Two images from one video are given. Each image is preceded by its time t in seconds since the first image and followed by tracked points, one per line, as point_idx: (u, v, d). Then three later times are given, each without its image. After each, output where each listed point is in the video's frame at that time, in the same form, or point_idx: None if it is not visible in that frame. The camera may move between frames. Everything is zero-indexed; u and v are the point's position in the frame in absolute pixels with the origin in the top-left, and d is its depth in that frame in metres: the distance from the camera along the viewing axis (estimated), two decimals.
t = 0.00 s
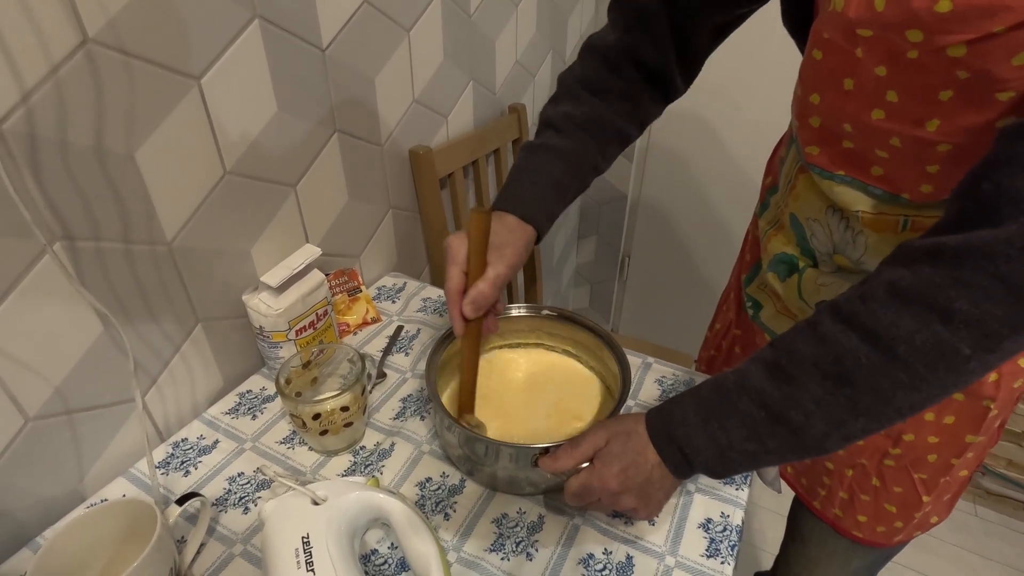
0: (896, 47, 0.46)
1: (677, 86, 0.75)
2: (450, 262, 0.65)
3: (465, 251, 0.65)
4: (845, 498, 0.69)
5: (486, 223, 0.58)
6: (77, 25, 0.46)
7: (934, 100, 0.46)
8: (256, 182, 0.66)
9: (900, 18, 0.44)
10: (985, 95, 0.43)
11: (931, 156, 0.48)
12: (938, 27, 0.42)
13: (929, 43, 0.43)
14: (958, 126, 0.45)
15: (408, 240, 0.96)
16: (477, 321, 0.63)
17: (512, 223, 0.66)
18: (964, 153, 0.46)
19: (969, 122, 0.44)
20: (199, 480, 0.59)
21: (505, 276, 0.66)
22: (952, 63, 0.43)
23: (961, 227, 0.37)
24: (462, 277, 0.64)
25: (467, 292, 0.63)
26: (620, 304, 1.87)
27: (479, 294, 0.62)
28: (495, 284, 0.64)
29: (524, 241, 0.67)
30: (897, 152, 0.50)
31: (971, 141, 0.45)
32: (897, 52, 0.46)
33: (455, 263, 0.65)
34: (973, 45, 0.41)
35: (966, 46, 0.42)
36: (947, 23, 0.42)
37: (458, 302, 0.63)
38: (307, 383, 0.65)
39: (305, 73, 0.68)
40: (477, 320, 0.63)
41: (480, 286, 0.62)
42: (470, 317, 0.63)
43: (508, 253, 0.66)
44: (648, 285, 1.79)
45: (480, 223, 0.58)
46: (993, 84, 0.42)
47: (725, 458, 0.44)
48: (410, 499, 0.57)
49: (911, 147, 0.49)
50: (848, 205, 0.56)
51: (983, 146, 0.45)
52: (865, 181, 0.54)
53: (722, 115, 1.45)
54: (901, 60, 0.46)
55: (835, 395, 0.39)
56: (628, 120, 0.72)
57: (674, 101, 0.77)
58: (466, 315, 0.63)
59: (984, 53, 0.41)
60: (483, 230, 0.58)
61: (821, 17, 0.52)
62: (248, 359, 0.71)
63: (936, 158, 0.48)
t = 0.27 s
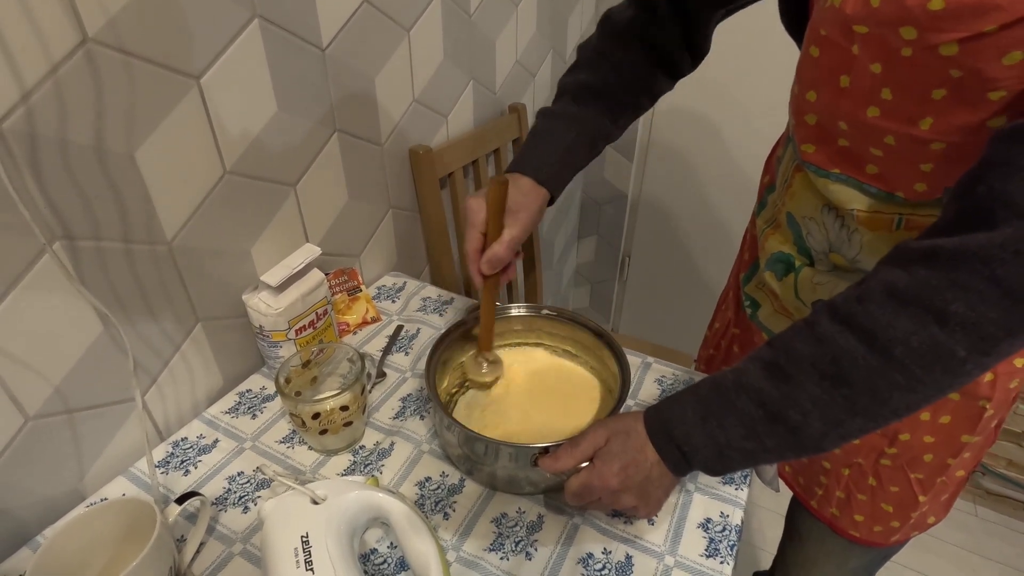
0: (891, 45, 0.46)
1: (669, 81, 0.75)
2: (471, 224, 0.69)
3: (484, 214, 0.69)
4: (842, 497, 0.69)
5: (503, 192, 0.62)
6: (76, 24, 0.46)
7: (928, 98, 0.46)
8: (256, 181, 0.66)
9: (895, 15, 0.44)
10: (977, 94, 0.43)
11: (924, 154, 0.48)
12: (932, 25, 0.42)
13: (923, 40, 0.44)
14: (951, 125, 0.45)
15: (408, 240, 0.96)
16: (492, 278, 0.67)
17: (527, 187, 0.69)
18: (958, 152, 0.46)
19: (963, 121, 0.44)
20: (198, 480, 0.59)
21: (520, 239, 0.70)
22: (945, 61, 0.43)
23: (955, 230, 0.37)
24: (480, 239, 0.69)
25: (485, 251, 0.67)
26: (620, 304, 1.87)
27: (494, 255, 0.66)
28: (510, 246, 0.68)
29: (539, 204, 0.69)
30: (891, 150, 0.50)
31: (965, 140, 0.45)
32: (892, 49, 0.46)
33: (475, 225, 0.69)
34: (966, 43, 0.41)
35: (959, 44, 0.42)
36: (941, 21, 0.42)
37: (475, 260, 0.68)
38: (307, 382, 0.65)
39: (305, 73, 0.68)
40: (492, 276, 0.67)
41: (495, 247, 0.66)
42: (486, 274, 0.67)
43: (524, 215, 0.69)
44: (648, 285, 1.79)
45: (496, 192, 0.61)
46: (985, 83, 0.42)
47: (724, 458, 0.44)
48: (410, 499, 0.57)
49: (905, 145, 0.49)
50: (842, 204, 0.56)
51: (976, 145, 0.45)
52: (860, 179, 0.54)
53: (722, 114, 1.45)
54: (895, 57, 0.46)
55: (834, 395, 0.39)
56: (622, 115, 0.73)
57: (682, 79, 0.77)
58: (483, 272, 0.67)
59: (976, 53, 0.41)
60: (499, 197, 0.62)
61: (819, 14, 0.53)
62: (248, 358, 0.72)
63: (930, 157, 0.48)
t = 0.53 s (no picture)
0: (892, 44, 0.46)
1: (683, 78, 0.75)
2: (530, 235, 0.66)
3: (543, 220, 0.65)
4: (842, 497, 0.69)
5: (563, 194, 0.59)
6: (77, 24, 0.46)
7: (928, 97, 0.46)
8: (256, 181, 0.66)
9: (896, 14, 0.44)
10: (978, 94, 0.43)
11: (925, 153, 0.48)
12: (933, 24, 0.42)
13: (924, 40, 0.43)
14: (952, 124, 0.45)
15: (408, 239, 0.96)
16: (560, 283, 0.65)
17: (581, 183, 0.67)
18: (959, 151, 0.46)
19: (964, 120, 0.44)
20: (199, 479, 0.59)
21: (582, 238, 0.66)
22: (946, 60, 0.43)
23: (952, 231, 0.37)
24: (543, 247, 0.65)
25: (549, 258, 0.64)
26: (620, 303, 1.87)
27: (562, 260, 0.62)
28: (576, 248, 0.64)
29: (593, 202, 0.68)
30: (892, 149, 0.50)
31: (965, 140, 0.45)
32: (893, 48, 0.46)
33: (535, 236, 0.65)
34: (966, 43, 0.41)
35: (959, 43, 0.42)
36: (942, 19, 0.42)
37: (541, 267, 0.65)
38: (307, 382, 0.65)
39: (306, 73, 0.68)
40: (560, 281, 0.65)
41: (562, 252, 0.62)
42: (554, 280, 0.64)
43: (582, 217, 0.66)
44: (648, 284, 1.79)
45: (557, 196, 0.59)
46: (986, 82, 0.42)
47: (724, 457, 0.44)
48: (410, 498, 0.57)
49: (906, 145, 0.48)
50: (842, 203, 0.56)
51: (977, 145, 0.45)
52: (861, 178, 0.54)
53: (722, 114, 1.44)
54: (896, 56, 0.46)
55: (833, 395, 0.39)
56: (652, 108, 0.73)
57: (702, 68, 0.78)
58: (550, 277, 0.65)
59: (977, 52, 0.41)
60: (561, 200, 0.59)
61: (820, 12, 0.53)
62: (248, 358, 0.72)
63: (930, 156, 0.48)
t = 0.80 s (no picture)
0: (891, 42, 0.46)
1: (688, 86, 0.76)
2: (540, 279, 0.63)
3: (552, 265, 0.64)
4: (839, 495, 0.69)
5: (575, 232, 0.57)
6: (76, 22, 0.46)
7: (928, 95, 0.46)
8: (255, 180, 0.66)
9: (895, 12, 0.44)
10: (978, 91, 0.43)
11: (924, 151, 0.48)
12: (932, 22, 0.42)
13: (923, 37, 0.43)
14: (952, 122, 0.45)
15: (407, 239, 0.97)
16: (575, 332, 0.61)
17: (592, 225, 0.65)
18: (958, 149, 0.46)
19: (964, 118, 0.44)
20: (198, 478, 0.59)
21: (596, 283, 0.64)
22: (946, 58, 0.43)
23: (953, 225, 0.37)
24: (554, 293, 0.62)
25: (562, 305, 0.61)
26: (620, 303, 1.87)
27: (575, 304, 0.60)
28: (589, 294, 0.62)
29: (605, 242, 0.66)
30: (891, 147, 0.50)
31: (965, 137, 0.45)
32: (891, 46, 0.46)
33: (545, 280, 0.63)
34: (966, 40, 0.41)
35: (959, 40, 0.42)
36: (942, 17, 0.42)
37: (553, 317, 0.61)
38: (306, 381, 0.65)
39: (306, 71, 0.68)
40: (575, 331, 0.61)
41: (576, 297, 0.60)
42: (569, 329, 0.61)
43: (593, 257, 0.64)
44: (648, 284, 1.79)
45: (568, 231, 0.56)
46: (985, 80, 0.42)
47: (723, 455, 0.44)
48: (410, 497, 0.57)
49: (906, 143, 0.48)
50: (841, 202, 0.56)
51: (976, 143, 0.45)
52: (860, 177, 0.54)
53: (722, 114, 1.44)
54: (895, 54, 0.46)
55: (832, 393, 0.40)
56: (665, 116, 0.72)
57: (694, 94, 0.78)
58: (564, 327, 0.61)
59: (976, 50, 0.41)
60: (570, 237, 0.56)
61: (819, 11, 0.53)
62: (247, 357, 0.72)
63: (930, 154, 0.48)
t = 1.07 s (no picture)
0: (891, 43, 0.46)
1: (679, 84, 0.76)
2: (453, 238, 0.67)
3: (467, 228, 0.67)
4: (840, 494, 0.69)
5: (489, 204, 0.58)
6: (78, 22, 0.46)
7: (928, 96, 0.46)
8: (256, 180, 0.66)
9: (896, 13, 0.44)
10: (980, 92, 0.43)
11: (925, 152, 0.48)
12: (933, 23, 0.42)
13: (925, 38, 0.43)
14: (953, 122, 0.45)
15: (408, 239, 0.97)
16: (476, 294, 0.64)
17: (512, 202, 0.67)
18: (959, 149, 0.46)
19: (964, 118, 0.45)
20: (199, 478, 0.59)
21: (503, 253, 0.66)
22: (947, 59, 0.43)
23: (953, 227, 0.37)
24: (461, 253, 0.66)
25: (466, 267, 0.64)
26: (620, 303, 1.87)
27: (477, 271, 0.62)
28: (493, 260, 0.64)
29: (523, 220, 0.67)
30: (892, 148, 0.50)
31: (966, 138, 0.45)
32: (892, 47, 0.46)
33: (456, 239, 0.66)
34: (967, 41, 0.41)
35: (960, 41, 0.42)
36: (943, 18, 0.42)
37: (457, 275, 0.66)
38: (307, 381, 0.65)
39: (306, 72, 0.68)
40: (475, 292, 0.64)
41: (478, 263, 0.62)
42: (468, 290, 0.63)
43: (506, 229, 0.66)
44: (648, 284, 1.79)
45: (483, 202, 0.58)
46: (986, 80, 0.42)
47: (724, 455, 0.45)
48: (411, 497, 0.57)
49: (906, 143, 0.49)
50: (842, 202, 0.56)
51: (977, 143, 0.45)
52: (860, 177, 0.54)
53: (723, 114, 1.44)
54: (896, 55, 0.46)
55: (833, 393, 0.40)
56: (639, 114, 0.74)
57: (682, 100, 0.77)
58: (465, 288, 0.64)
59: (978, 50, 0.41)
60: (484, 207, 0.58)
61: (819, 11, 0.53)
62: (248, 357, 0.72)
63: (931, 155, 0.48)
